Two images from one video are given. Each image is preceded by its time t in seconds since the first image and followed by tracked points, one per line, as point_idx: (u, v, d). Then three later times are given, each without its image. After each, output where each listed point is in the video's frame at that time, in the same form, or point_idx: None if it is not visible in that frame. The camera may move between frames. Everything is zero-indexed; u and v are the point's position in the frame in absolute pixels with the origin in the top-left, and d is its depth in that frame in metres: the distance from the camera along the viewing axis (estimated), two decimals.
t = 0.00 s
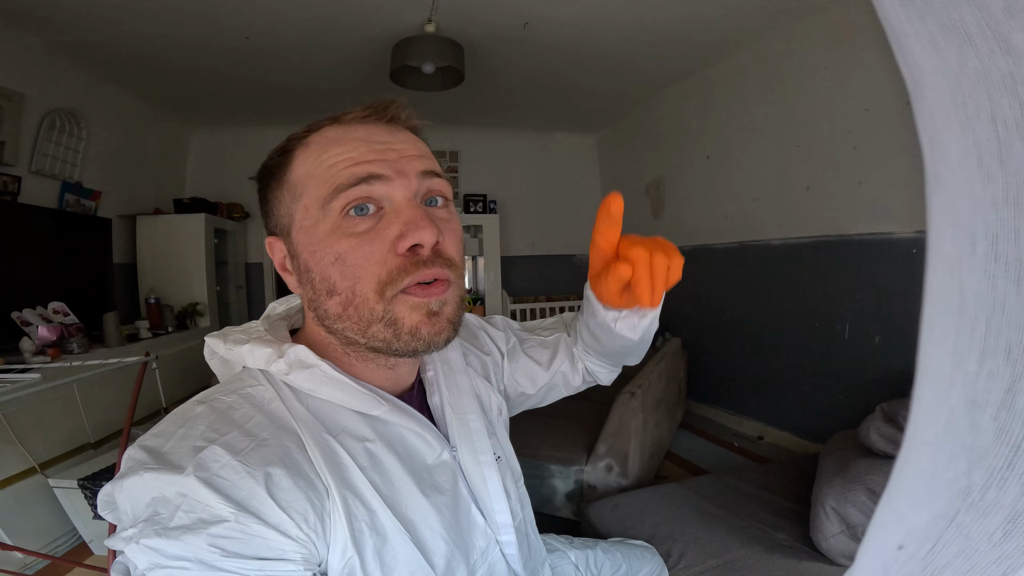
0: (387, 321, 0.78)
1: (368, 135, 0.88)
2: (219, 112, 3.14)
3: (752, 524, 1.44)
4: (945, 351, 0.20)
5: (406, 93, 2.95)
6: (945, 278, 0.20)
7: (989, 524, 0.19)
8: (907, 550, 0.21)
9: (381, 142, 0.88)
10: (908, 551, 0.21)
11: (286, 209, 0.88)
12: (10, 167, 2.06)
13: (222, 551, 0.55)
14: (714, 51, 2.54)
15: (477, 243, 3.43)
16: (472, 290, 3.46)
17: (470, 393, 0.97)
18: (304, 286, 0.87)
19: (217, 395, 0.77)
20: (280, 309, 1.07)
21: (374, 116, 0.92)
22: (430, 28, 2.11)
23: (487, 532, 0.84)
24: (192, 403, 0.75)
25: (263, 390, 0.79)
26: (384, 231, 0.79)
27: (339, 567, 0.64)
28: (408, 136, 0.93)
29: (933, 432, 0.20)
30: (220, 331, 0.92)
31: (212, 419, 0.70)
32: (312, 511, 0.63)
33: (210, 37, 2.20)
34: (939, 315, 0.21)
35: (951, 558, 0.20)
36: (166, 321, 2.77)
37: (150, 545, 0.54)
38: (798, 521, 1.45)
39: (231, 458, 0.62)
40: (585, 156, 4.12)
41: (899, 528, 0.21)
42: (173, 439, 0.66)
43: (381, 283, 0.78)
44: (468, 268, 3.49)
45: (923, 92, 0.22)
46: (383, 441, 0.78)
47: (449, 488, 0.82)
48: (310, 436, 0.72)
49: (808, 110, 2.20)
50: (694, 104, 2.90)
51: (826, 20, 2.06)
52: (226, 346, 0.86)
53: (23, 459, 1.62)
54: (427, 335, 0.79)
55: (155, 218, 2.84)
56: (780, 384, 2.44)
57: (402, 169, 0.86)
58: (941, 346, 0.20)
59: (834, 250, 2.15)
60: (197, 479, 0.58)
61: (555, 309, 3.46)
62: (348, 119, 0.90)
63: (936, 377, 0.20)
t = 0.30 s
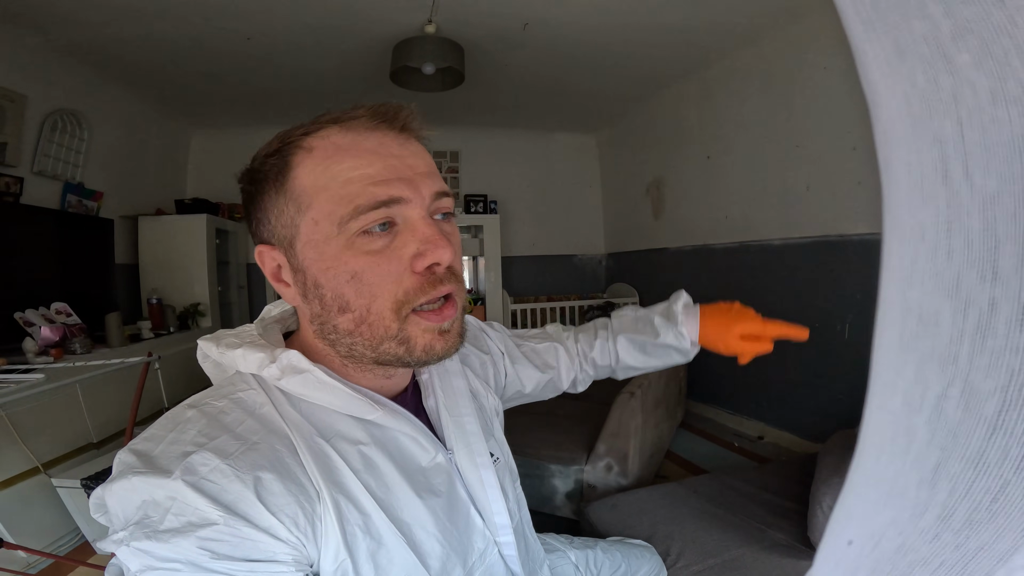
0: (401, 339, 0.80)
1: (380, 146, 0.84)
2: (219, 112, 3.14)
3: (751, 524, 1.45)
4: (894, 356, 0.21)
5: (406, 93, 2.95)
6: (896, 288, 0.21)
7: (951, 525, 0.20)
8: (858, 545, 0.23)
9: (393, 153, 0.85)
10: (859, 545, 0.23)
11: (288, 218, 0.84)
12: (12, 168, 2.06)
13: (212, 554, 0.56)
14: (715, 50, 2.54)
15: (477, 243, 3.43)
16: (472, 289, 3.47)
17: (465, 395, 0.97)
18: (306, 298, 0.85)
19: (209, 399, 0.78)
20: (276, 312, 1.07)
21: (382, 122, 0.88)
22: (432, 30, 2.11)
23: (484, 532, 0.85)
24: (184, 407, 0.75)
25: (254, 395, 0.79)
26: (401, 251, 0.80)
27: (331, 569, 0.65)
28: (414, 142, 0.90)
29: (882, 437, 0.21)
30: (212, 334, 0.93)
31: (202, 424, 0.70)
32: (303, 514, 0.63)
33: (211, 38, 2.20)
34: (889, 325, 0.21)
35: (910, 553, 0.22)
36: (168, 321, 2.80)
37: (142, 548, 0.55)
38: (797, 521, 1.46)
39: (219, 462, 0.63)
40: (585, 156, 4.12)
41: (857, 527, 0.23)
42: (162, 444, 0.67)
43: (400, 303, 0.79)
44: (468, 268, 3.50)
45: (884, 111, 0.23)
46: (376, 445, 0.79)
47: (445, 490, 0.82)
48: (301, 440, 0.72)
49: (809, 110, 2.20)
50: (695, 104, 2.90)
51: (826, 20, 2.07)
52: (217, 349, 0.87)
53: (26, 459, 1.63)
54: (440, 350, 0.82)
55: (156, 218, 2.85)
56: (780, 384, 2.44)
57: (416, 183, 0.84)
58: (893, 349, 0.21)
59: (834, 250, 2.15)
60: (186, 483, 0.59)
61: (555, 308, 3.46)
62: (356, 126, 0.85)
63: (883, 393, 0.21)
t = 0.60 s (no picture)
0: (468, 294, 0.86)
1: (398, 129, 0.88)
2: (220, 112, 3.14)
3: (756, 524, 1.44)
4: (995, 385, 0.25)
5: (406, 92, 2.95)
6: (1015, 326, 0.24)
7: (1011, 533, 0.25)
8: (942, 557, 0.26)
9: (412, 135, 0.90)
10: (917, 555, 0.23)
11: (335, 204, 0.80)
12: (11, 167, 2.05)
13: (212, 553, 0.55)
14: (715, 49, 2.53)
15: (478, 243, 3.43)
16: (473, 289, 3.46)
17: (483, 397, 0.98)
18: (364, 284, 0.82)
19: (219, 392, 0.77)
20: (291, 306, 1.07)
21: (385, 112, 0.91)
22: (430, 27, 2.11)
23: (494, 537, 0.84)
24: (193, 399, 0.75)
25: (266, 390, 0.79)
26: (453, 215, 0.85)
27: (334, 570, 0.63)
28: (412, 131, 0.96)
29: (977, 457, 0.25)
30: (231, 322, 0.93)
31: (209, 418, 0.69)
32: (306, 513, 0.62)
33: (209, 36, 2.20)
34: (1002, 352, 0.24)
35: (989, 562, 0.25)
36: (168, 321, 2.77)
37: (138, 545, 0.54)
38: (801, 521, 1.45)
39: (225, 458, 0.62)
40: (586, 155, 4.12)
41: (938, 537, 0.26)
42: (168, 437, 0.66)
43: (466, 261, 0.86)
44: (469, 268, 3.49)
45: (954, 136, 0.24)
46: (388, 444, 0.78)
47: (453, 490, 0.81)
48: (308, 437, 0.71)
49: (811, 108, 2.20)
50: (695, 103, 2.90)
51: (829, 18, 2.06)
52: (235, 338, 0.88)
53: (25, 459, 1.62)
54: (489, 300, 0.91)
55: (157, 218, 2.85)
56: (783, 384, 2.43)
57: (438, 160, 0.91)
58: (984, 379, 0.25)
59: (837, 249, 2.14)
60: (190, 478, 0.58)
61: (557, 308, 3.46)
62: (366, 112, 0.87)
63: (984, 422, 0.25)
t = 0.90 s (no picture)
0: (471, 299, 0.87)
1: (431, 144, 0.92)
2: (221, 112, 3.14)
3: (756, 524, 1.44)
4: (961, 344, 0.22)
5: (405, 92, 2.95)
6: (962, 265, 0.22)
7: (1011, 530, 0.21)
8: (915, 557, 0.23)
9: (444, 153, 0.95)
10: (917, 556, 0.23)
11: (366, 197, 0.82)
12: (13, 168, 2.06)
13: (227, 548, 0.55)
14: (716, 48, 2.53)
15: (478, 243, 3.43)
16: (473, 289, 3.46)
17: (469, 393, 0.98)
18: (376, 275, 0.83)
19: (222, 388, 0.76)
20: (280, 307, 1.05)
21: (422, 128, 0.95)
22: (430, 27, 2.11)
23: (490, 528, 0.84)
24: (196, 397, 0.74)
25: (268, 384, 0.78)
26: (468, 228, 0.88)
27: (345, 563, 0.63)
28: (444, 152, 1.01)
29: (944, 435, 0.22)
30: (231, 320, 0.90)
31: (219, 412, 0.69)
32: (319, 505, 0.62)
33: (210, 37, 2.20)
34: (950, 308, 0.22)
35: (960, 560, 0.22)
36: (169, 321, 2.76)
37: (152, 543, 0.54)
38: (801, 521, 1.45)
39: (237, 452, 0.62)
40: (586, 155, 4.12)
41: (907, 536, 0.23)
42: (177, 432, 0.66)
43: (473, 269, 0.87)
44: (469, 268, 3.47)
45: (932, 81, 0.24)
46: (388, 437, 0.78)
47: (451, 482, 0.82)
48: (315, 430, 0.71)
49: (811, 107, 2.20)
50: (696, 102, 2.89)
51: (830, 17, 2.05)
52: (240, 333, 0.84)
53: (26, 459, 1.63)
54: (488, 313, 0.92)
55: (157, 217, 2.85)
56: (784, 384, 2.43)
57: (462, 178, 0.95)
58: (956, 334, 0.22)
59: (838, 248, 2.14)
60: (205, 472, 0.58)
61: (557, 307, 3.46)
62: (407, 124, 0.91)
63: (948, 373, 0.22)
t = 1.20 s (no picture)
0: (452, 307, 0.86)
1: (425, 144, 0.90)
2: (221, 112, 3.15)
3: (756, 524, 1.43)
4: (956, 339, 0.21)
5: (406, 92, 2.95)
6: (951, 257, 0.21)
7: (1002, 534, 0.20)
8: (906, 559, 0.23)
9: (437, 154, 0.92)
10: (908, 558, 0.23)
11: (350, 202, 0.82)
12: (13, 167, 2.06)
13: (215, 547, 0.55)
14: (716, 48, 2.53)
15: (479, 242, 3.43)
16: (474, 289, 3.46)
17: (459, 389, 0.97)
18: (359, 280, 0.83)
19: (210, 389, 0.76)
20: (266, 308, 1.05)
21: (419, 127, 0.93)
22: (431, 27, 2.10)
23: (481, 524, 0.84)
24: (184, 398, 0.74)
25: (256, 385, 0.78)
26: (453, 234, 0.86)
27: (334, 561, 0.63)
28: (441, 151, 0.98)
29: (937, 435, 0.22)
30: (217, 323, 0.90)
31: (210, 413, 0.69)
32: (307, 504, 0.62)
33: (210, 36, 2.20)
34: (944, 299, 0.22)
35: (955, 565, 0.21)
36: (169, 320, 2.76)
37: (141, 542, 0.54)
38: (802, 521, 1.44)
39: (224, 453, 0.62)
40: (587, 154, 4.12)
41: (899, 536, 0.23)
42: (166, 432, 0.65)
43: (456, 277, 0.86)
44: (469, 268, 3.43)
45: (916, 62, 0.23)
46: (377, 437, 0.78)
47: (441, 480, 0.82)
48: (303, 429, 0.71)
49: (812, 107, 2.19)
50: (696, 102, 2.90)
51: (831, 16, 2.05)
52: (222, 337, 0.84)
53: (26, 458, 1.63)
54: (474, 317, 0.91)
55: (157, 217, 2.85)
56: (785, 384, 2.42)
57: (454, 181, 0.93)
58: (951, 321, 0.21)
59: (839, 248, 2.13)
60: (191, 473, 0.58)
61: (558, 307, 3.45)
62: (400, 123, 0.89)
63: (938, 368, 0.22)
